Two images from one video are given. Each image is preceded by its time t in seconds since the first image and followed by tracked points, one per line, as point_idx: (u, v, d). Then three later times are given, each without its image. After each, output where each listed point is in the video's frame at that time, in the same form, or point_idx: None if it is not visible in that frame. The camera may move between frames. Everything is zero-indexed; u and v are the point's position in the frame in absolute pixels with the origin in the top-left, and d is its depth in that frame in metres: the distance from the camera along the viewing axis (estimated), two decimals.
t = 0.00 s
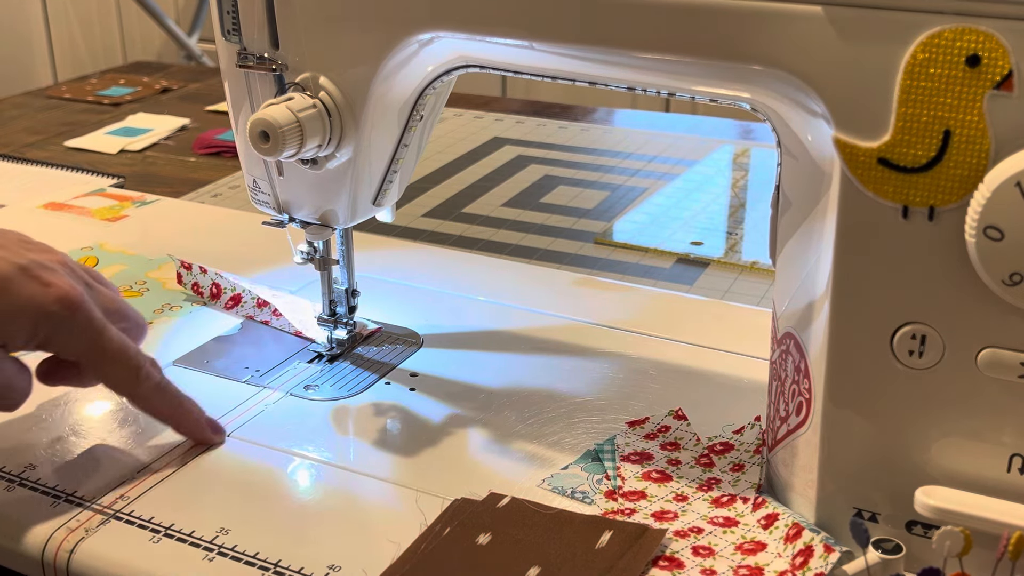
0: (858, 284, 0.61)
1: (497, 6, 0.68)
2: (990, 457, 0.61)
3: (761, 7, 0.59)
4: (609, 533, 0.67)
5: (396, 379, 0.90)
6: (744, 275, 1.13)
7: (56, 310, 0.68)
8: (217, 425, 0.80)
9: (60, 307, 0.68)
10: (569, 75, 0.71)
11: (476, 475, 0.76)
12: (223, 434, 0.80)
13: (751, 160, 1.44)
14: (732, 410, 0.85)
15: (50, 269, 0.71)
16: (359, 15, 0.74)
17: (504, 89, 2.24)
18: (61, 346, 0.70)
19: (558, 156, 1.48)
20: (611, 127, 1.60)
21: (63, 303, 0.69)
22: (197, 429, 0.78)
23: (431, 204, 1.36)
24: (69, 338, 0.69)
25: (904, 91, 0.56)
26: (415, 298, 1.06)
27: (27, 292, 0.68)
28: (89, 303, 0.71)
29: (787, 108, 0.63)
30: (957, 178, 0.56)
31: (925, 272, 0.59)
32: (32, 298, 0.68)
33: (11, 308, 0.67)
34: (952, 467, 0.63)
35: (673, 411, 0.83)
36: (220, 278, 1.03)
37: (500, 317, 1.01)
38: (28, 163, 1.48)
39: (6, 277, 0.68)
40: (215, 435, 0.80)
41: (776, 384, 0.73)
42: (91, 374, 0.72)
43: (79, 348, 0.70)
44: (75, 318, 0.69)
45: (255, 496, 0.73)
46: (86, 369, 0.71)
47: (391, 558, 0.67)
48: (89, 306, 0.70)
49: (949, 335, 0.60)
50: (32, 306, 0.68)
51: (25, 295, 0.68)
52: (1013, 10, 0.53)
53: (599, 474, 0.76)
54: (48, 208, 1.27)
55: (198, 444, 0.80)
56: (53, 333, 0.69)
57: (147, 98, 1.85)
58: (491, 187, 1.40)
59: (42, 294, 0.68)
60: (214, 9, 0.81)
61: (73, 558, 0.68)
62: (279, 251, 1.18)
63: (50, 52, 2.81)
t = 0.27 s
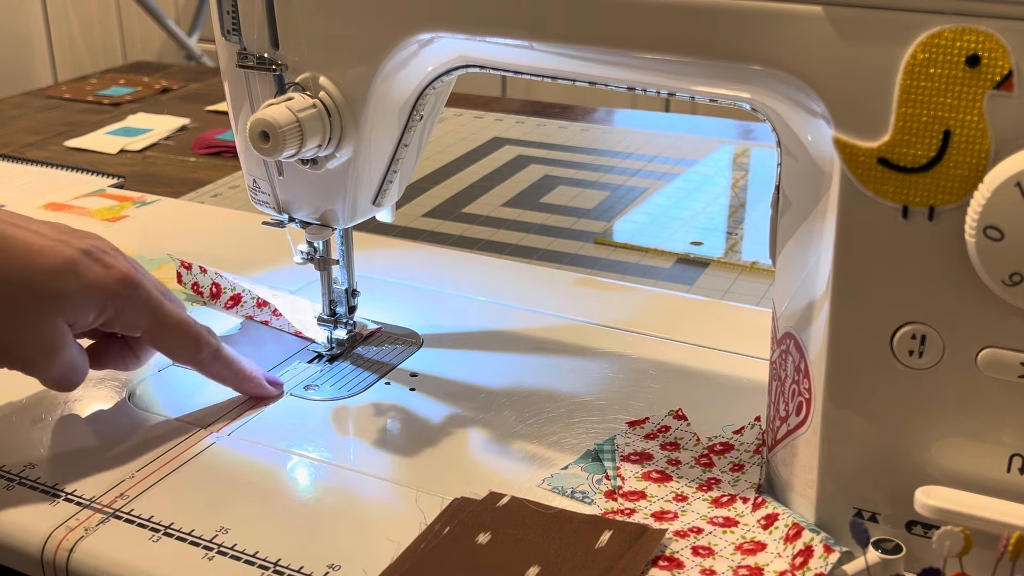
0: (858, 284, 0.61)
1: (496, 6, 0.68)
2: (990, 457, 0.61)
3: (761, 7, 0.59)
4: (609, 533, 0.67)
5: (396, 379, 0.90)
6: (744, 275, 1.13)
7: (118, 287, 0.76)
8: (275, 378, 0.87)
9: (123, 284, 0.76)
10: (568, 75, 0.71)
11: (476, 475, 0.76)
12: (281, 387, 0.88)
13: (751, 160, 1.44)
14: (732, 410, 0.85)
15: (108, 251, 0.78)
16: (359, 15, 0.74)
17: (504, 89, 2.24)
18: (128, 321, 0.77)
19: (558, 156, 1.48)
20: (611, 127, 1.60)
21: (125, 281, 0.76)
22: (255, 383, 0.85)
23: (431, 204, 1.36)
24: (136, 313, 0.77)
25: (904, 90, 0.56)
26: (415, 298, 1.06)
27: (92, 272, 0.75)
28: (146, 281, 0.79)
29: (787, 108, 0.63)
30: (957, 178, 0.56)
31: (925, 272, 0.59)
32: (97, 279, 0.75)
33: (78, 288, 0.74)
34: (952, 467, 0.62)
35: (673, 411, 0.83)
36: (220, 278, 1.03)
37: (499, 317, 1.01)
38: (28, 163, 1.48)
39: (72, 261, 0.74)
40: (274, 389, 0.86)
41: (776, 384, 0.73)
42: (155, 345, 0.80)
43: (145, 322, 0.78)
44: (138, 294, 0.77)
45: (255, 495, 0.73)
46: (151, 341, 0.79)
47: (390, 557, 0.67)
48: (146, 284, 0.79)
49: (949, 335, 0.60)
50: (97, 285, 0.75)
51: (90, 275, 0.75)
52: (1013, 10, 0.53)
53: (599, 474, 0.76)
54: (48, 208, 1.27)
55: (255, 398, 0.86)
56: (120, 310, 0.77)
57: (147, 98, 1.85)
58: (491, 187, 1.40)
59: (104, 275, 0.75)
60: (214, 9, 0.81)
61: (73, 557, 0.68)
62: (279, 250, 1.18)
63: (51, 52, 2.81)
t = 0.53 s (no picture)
0: (857, 284, 0.61)
1: (496, 6, 0.68)
2: (990, 457, 0.61)
3: (761, 7, 0.59)
4: (609, 533, 0.67)
5: (396, 379, 0.90)
6: (744, 275, 1.13)
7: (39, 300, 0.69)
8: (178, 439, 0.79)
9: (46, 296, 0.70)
10: (568, 75, 0.71)
11: (475, 475, 0.76)
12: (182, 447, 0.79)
13: (751, 160, 1.44)
14: (732, 410, 0.85)
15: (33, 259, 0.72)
16: (359, 15, 0.74)
17: (504, 89, 2.24)
18: (39, 337, 0.71)
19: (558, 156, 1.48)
20: (611, 127, 1.60)
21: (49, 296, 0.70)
22: (153, 441, 0.78)
23: (431, 204, 1.36)
24: (50, 330, 0.71)
25: (904, 90, 0.56)
26: (414, 298, 1.06)
27: (14, 278, 0.69)
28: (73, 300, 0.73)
29: (787, 108, 0.63)
30: (957, 178, 0.56)
31: (925, 271, 0.59)
32: (18, 285, 0.69)
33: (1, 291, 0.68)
34: (952, 467, 0.62)
35: (673, 411, 0.83)
36: (220, 278, 1.03)
37: (499, 317, 1.01)
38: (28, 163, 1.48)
39: None
40: (172, 449, 0.78)
41: (776, 384, 0.73)
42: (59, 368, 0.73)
43: (56, 342, 0.71)
44: (60, 310, 0.71)
45: (254, 496, 0.73)
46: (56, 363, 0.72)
47: (390, 558, 0.67)
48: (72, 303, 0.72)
49: (949, 335, 0.60)
50: (18, 292, 0.68)
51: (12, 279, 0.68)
52: (1012, 10, 0.53)
53: (599, 474, 0.76)
54: (48, 208, 1.27)
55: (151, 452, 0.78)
56: (36, 324, 0.70)
57: (147, 98, 1.85)
58: (491, 187, 1.40)
59: (28, 283, 0.69)
60: (214, 9, 0.81)
61: (73, 558, 0.68)
62: (279, 251, 1.18)
63: (51, 52, 2.81)
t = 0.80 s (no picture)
0: (857, 284, 0.61)
1: (496, 6, 0.68)
2: (990, 457, 0.61)
3: (761, 7, 0.59)
4: (609, 533, 0.67)
5: (396, 379, 0.90)
6: (744, 275, 1.13)
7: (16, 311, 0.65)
8: (129, 465, 0.75)
9: (26, 309, 0.66)
10: (569, 75, 0.71)
11: (475, 475, 0.76)
12: (132, 474, 0.76)
13: (751, 160, 1.44)
14: (732, 410, 0.85)
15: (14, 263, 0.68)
16: (359, 15, 0.74)
17: (504, 89, 2.24)
18: (10, 345, 0.67)
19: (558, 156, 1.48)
20: (611, 127, 1.60)
21: (27, 308, 0.66)
22: (102, 466, 0.73)
23: (431, 204, 1.36)
24: (25, 340, 0.66)
25: (905, 91, 0.56)
26: (414, 298, 1.06)
27: None
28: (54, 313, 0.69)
29: (787, 108, 0.63)
30: (957, 178, 0.56)
31: (925, 271, 0.59)
32: None
33: None
34: (952, 467, 0.62)
35: (673, 411, 0.83)
36: (220, 279, 1.03)
37: (499, 318, 1.01)
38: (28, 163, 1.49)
39: None
40: (122, 474, 0.75)
41: (776, 384, 0.73)
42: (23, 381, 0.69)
43: (28, 352, 0.67)
44: (38, 324, 0.67)
45: (254, 496, 0.73)
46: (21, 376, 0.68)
47: (390, 558, 0.67)
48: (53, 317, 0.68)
49: (949, 335, 0.60)
50: None
51: None
52: (1012, 10, 0.53)
53: (599, 474, 0.76)
54: (47, 208, 1.27)
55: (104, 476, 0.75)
56: (12, 334, 0.66)
57: (147, 98, 1.85)
58: (491, 187, 1.40)
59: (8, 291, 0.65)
60: (214, 9, 0.81)
61: (73, 559, 0.68)
62: (279, 251, 1.18)
63: (51, 52, 2.81)
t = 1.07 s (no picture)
0: (857, 284, 0.61)
1: (496, 6, 0.68)
2: (990, 457, 0.61)
3: (761, 7, 0.59)
4: (609, 533, 0.67)
5: (396, 379, 0.90)
6: (744, 275, 1.13)
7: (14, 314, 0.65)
8: (129, 465, 0.75)
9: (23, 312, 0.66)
10: (569, 75, 0.71)
11: (475, 475, 0.76)
12: (132, 474, 0.76)
13: (751, 160, 1.44)
14: (732, 410, 0.85)
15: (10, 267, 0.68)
16: (359, 15, 0.74)
17: (504, 89, 2.24)
18: (10, 348, 0.67)
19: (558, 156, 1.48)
20: (611, 127, 1.60)
21: (26, 310, 0.66)
22: (102, 467, 0.73)
23: (431, 204, 1.36)
24: (24, 343, 0.66)
25: (904, 91, 0.56)
26: (414, 298, 1.06)
27: None
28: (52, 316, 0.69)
29: (788, 108, 0.63)
30: (957, 178, 0.56)
31: (925, 271, 0.59)
32: None
33: None
34: (952, 467, 0.62)
35: (673, 411, 0.83)
36: (220, 279, 1.03)
37: (499, 318, 1.01)
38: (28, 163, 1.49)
39: None
40: (122, 474, 0.75)
41: (776, 384, 0.73)
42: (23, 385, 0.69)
43: (27, 355, 0.67)
44: (37, 326, 0.67)
45: (254, 496, 0.73)
46: (21, 379, 0.68)
47: (390, 558, 0.67)
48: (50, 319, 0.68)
49: (949, 335, 0.60)
50: None
51: None
52: (1012, 10, 0.53)
53: (599, 474, 0.76)
54: (47, 208, 1.27)
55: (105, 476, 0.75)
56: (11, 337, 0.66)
57: (147, 98, 1.85)
58: (491, 187, 1.40)
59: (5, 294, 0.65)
60: (214, 9, 0.81)
61: (73, 558, 0.68)
62: (279, 251, 1.18)
63: (51, 52, 2.81)
